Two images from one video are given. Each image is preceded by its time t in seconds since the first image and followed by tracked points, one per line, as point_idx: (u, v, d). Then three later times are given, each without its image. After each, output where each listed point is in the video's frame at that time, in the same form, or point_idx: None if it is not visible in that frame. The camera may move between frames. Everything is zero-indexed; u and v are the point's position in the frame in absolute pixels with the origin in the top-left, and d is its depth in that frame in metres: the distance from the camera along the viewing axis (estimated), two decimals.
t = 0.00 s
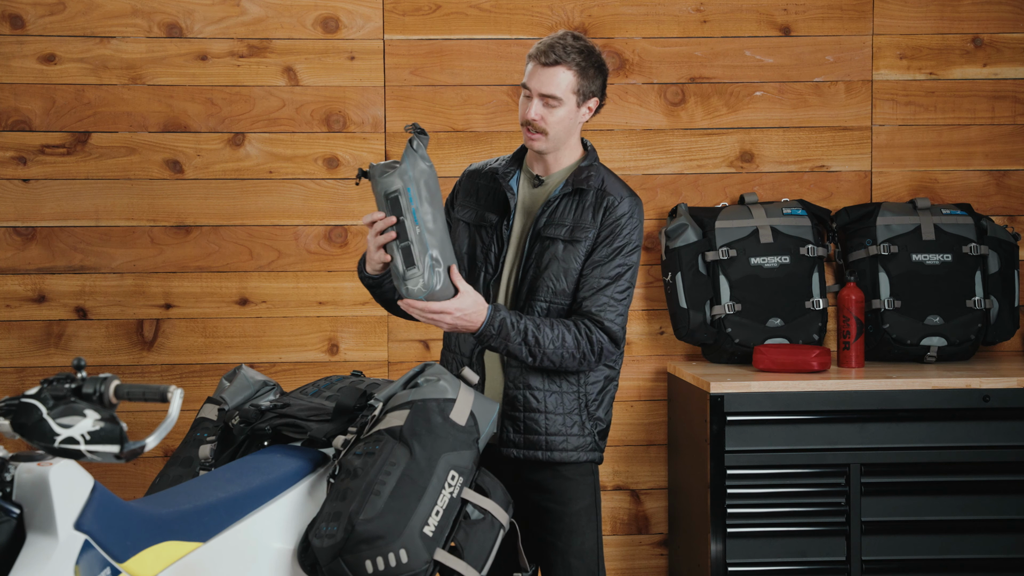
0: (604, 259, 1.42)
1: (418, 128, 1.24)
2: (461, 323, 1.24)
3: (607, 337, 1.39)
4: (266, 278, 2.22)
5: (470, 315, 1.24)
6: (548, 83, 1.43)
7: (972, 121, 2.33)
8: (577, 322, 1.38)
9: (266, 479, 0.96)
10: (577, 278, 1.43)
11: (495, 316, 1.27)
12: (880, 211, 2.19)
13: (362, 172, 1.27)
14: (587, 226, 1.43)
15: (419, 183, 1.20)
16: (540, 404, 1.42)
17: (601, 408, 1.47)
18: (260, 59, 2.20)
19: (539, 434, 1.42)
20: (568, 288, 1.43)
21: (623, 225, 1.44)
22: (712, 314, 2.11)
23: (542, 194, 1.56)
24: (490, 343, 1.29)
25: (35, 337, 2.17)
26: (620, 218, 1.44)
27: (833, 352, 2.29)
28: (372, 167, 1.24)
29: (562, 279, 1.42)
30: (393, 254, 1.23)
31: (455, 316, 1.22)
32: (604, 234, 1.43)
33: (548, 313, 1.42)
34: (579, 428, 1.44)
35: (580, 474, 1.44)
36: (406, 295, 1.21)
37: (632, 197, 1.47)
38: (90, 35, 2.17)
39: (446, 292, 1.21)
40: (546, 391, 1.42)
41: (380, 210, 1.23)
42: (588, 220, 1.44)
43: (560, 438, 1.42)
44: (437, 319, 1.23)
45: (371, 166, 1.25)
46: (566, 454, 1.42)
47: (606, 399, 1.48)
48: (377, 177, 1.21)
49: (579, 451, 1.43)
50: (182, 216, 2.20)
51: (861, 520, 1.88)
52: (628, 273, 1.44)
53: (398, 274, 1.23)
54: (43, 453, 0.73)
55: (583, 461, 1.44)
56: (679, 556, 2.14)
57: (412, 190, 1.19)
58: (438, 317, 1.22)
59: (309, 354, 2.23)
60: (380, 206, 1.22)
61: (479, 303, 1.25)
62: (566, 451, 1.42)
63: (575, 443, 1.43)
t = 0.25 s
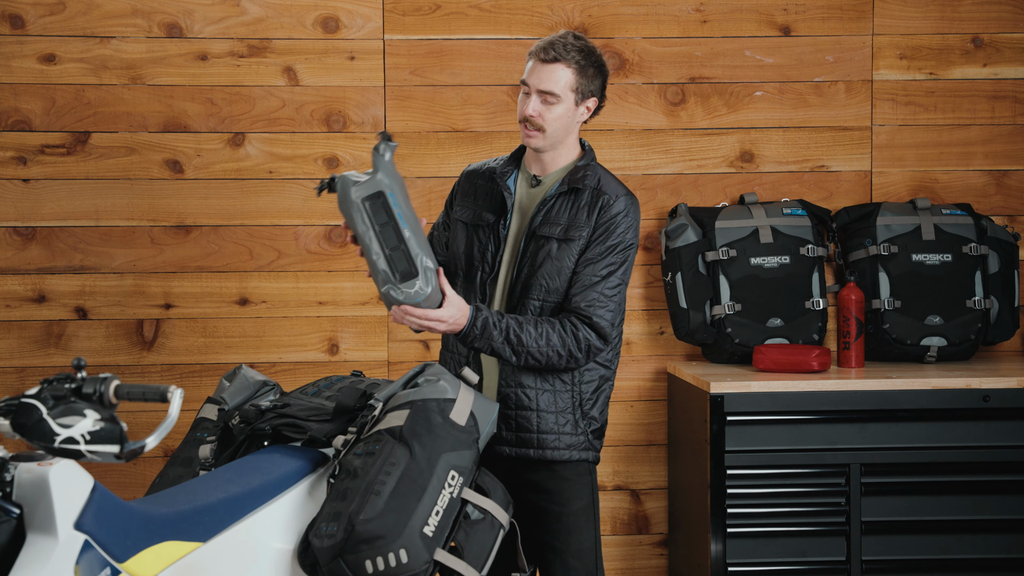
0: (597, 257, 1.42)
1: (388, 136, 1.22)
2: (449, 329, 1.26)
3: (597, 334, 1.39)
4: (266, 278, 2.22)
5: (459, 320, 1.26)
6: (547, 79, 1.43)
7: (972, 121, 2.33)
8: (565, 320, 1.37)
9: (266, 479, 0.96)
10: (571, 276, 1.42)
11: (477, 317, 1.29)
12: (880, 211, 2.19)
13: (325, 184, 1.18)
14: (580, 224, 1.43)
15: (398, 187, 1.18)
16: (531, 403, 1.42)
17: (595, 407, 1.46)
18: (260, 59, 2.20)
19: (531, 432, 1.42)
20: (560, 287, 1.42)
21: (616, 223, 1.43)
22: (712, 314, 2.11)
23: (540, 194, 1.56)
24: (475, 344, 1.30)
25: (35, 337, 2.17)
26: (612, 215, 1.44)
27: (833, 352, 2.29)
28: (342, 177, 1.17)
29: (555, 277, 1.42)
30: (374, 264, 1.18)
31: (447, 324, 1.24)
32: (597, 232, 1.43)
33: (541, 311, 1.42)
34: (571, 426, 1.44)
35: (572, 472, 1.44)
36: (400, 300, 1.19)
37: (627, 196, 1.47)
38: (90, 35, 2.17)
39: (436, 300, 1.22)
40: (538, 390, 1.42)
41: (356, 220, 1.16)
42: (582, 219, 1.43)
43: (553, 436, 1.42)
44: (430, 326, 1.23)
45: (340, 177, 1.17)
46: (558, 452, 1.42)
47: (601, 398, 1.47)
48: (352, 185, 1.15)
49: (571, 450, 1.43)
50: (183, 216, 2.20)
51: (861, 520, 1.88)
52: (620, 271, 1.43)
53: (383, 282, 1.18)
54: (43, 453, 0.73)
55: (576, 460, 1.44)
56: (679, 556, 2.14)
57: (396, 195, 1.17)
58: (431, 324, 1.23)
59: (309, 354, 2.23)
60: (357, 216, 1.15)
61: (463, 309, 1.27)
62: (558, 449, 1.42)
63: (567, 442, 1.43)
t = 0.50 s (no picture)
0: (594, 255, 1.41)
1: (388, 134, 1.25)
2: (444, 320, 1.25)
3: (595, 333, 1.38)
4: (266, 278, 2.22)
5: (454, 313, 1.25)
6: (540, 79, 1.43)
7: (972, 121, 2.33)
8: (562, 318, 1.37)
9: (266, 480, 0.96)
10: (568, 275, 1.42)
11: (474, 314, 1.29)
12: (880, 211, 2.19)
13: (326, 176, 1.17)
14: (576, 222, 1.42)
15: (400, 178, 1.20)
16: (528, 401, 1.42)
17: (594, 406, 1.46)
18: (260, 59, 2.20)
19: (528, 430, 1.42)
20: (558, 285, 1.42)
21: (613, 221, 1.42)
22: (712, 314, 2.11)
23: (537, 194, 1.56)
24: (471, 341, 1.30)
25: (35, 337, 2.17)
26: (610, 213, 1.43)
27: (833, 352, 2.29)
28: (345, 167, 1.17)
29: (552, 276, 1.41)
30: (376, 252, 1.16)
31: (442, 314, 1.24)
32: (594, 230, 1.42)
33: (538, 310, 1.42)
34: (569, 425, 1.44)
35: (570, 471, 1.44)
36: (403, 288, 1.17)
37: (624, 193, 1.46)
38: (90, 35, 2.17)
39: (433, 288, 1.21)
40: (535, 388, 1.42)
41: (360, 208, 1.15)
42: (578, 217, 1.43)
43: (550, 435, 1.42)
44: (426, 312, 1.22)
45: (342, 167, 1.17)
46: (555, 451, 1.42)
47: (599, 396, 1.47)
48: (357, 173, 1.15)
49: (568, 449, 1.43)
50: (183, 216, 2.20)
51: (861, 520, 1.88)
52: (618, 269, 1.42)
53: (385, 270, 1.17)
54: (43, 453, 0.73)
55: (574, 459, 1.44)
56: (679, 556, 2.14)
57: (399, 185, 1.18)
58: (427, 310, 1.22)
59: (309, 354, 2.23)
60: (362, 203, 1.14)
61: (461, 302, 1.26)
62: (555, 448, 1.42)
63: (564, 440, 1.43)
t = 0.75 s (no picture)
0: (592, 254, 1.40)
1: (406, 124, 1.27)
2: (448, 312, 1.25)
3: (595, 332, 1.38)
4: (266, 278, 2.22)
5: (457, 306, 1.25)
6: (543, 77, 1.43)
7: (972, 121, 2.33)
8: (563, 317, 1.37)
9: (267, 479, 0.96)
10: (566, 273, 1.42)
11: (477, 308, 1.29)
12: (879, 211, 2.19)
13: (344, 157, 1.18)
14: (574, 220, 1.42)
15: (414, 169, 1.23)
16: (528, 401, 1.42)
17: (594, 404, 1.46)
18: (260, 59, 2.20)
19: (528, 430, 1.42)
20: (556, 284, 1.42)
21: (612, 219, 1.42)
22: (712, 314, 2.12)
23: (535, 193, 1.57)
24: (474, 336, 1.30)
25: (35, 337, 2.17)
26: (608, 211, 1.43)
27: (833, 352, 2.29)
28: (364, 151, 1.19)
29: (551, 275, 1.41)
30: (386, 239, 1.18)
31: (445, 304, 1.24)
32: (590, 228, 1.42)
33: (537, 309, 1.42)
34: (569, 424, 1.44)
35: (571, 471, 1.44)
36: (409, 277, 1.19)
37: (621, 190, 1.46)
38: (90, 35, 2.17)
39: (438, 279, 1.23)
40: (535, 388, 1.42)
41: (375, 193, 1.17)
42: (575, 215, 1.43)
43: (550, 434, 1.42)
44: (428, 302, 1.22)
45: (361, 151, 1.20)
46: (555, 450, 1.42)
47: (600, 395, 1.47)
48: (375, 158, 1.18)
49: (569, 448, 1.43)
50: (183, 216, 2.20)
51: (861, 520, 1.88)
52: (617, 267, 1.42)
53: (393, 258, 1.18)
54: (43, 453, 0.73)
55: (574, 458, 1.44)
56: (679, 556, 2.14)
57: (414, 175, 1.21)
58: (430, 301, 1.22)
59: (309, 354, 2.23)
60: (379, 188, 1.17)
61: (465, 297, 1.27)
62: (556, 447, 1.42)
63: (564, 440, 1.43)
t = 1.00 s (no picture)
0: (591, 254, 1.40)
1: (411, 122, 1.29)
2: (448, 309, 1.25)
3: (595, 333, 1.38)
4: (266, 278, 2.22)
5: (457, 304, 1.25)
6: (544, 77, 1.44)
7: (972, 121, 2.33)
8: (564, 317, 1.37)
9: (267, 480, 0.96)
10: (565, 274, 1.42)
11: (479, 306, 1.29)
12: (880, 211, 2.19)
13: (347, 152, 1.20)
14: (573, 220, 1.42)
15: (417, 167, 1.24)
16: (527, 401, 1.42)
17: (593, 404, 1.46)
18: (260, 59, 2.20)
19: (528, 430, 1.42)
20: (556, 285, 1.42)
21: (611, 219, 1.42)
22: (712, 314, 2.12)
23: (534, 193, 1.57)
24: (475, 334, 1.30)
25: (35, 337, 2.17)
26: (607, 211, 1.43)
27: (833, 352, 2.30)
28: (367, 146, 1.21)
29: (551, 276, 1.42)
30: (387, 235, 1.18)
31: (445, 301, 1.23)
32: (590, 228, 1.42)
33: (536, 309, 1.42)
34: (569, 425, 1.44)
35: (570, 472, 1.44)
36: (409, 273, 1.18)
37: (620, 191, 1.46)
38: (90, 35, 2.17)
39: (439, 276, 1.22)
40: (534, 388, 1.42)
41: (377, 188, 1.18)
42: (574, 216, 1.43)
43: (550, 435, 1.42)
44: (428, 299, 1.22)
45: (364, 145, 1.21)
46: (555, 451, 1.42)
47: (599, 395, 1.47)
48: (378, 153, 1.19)
49: (569, 448, 1.43)
50: (183, 216, 2.20)
51: (861, 520, 1.88)
52: (616, 268, 1.42)
53: (394, 253, 1.18)
54: (43, 453, 0.73)
55: (574, 459, 1.44)
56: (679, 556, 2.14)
57: (416, 172, 1.22)
58: (430, 297, 1.22)
59: (309, 354, 2.23)
60: (381, 183, 1.18)
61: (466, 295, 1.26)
62: (556, 448, 1.42)
63: (564, 440, 1.43)
